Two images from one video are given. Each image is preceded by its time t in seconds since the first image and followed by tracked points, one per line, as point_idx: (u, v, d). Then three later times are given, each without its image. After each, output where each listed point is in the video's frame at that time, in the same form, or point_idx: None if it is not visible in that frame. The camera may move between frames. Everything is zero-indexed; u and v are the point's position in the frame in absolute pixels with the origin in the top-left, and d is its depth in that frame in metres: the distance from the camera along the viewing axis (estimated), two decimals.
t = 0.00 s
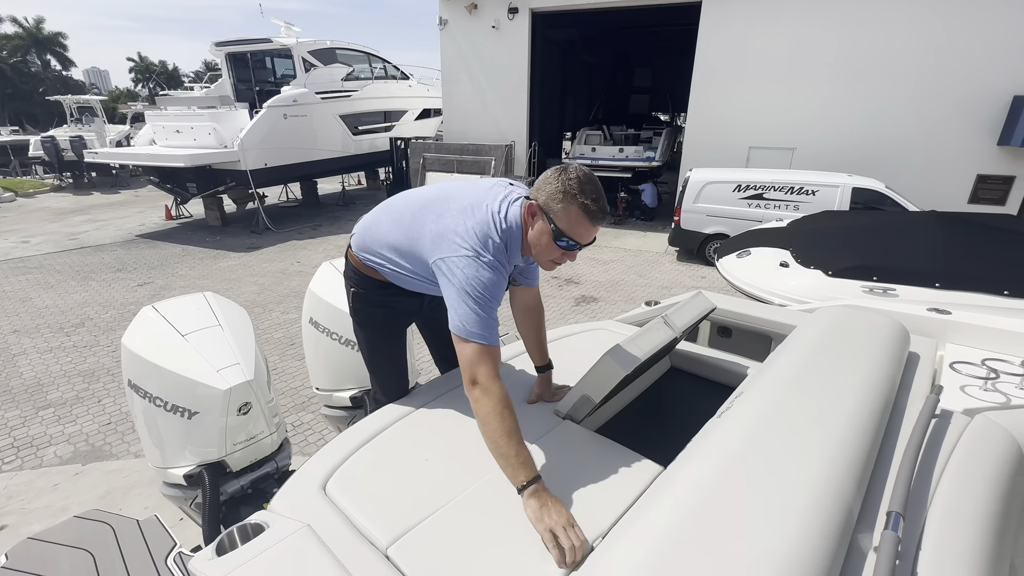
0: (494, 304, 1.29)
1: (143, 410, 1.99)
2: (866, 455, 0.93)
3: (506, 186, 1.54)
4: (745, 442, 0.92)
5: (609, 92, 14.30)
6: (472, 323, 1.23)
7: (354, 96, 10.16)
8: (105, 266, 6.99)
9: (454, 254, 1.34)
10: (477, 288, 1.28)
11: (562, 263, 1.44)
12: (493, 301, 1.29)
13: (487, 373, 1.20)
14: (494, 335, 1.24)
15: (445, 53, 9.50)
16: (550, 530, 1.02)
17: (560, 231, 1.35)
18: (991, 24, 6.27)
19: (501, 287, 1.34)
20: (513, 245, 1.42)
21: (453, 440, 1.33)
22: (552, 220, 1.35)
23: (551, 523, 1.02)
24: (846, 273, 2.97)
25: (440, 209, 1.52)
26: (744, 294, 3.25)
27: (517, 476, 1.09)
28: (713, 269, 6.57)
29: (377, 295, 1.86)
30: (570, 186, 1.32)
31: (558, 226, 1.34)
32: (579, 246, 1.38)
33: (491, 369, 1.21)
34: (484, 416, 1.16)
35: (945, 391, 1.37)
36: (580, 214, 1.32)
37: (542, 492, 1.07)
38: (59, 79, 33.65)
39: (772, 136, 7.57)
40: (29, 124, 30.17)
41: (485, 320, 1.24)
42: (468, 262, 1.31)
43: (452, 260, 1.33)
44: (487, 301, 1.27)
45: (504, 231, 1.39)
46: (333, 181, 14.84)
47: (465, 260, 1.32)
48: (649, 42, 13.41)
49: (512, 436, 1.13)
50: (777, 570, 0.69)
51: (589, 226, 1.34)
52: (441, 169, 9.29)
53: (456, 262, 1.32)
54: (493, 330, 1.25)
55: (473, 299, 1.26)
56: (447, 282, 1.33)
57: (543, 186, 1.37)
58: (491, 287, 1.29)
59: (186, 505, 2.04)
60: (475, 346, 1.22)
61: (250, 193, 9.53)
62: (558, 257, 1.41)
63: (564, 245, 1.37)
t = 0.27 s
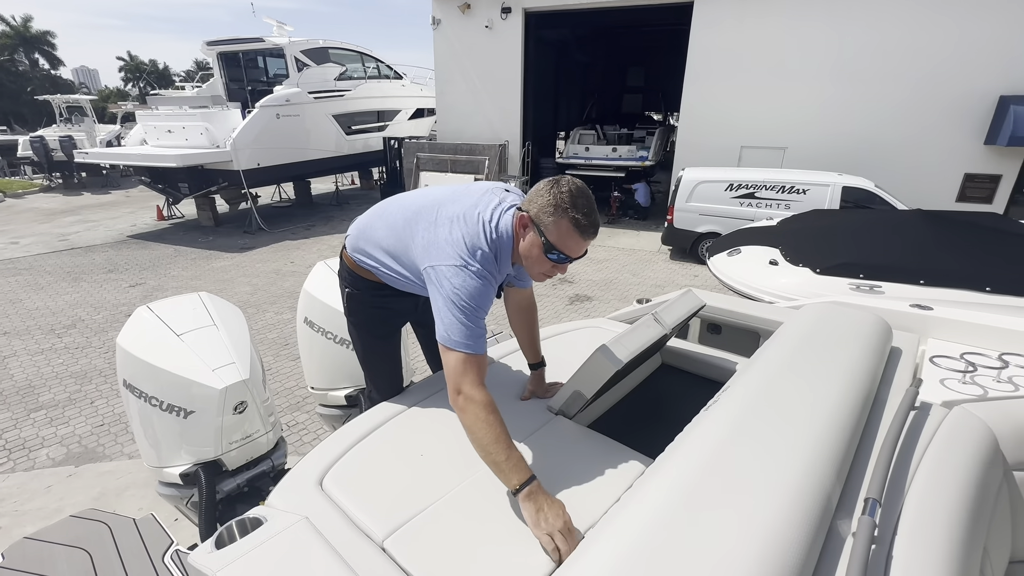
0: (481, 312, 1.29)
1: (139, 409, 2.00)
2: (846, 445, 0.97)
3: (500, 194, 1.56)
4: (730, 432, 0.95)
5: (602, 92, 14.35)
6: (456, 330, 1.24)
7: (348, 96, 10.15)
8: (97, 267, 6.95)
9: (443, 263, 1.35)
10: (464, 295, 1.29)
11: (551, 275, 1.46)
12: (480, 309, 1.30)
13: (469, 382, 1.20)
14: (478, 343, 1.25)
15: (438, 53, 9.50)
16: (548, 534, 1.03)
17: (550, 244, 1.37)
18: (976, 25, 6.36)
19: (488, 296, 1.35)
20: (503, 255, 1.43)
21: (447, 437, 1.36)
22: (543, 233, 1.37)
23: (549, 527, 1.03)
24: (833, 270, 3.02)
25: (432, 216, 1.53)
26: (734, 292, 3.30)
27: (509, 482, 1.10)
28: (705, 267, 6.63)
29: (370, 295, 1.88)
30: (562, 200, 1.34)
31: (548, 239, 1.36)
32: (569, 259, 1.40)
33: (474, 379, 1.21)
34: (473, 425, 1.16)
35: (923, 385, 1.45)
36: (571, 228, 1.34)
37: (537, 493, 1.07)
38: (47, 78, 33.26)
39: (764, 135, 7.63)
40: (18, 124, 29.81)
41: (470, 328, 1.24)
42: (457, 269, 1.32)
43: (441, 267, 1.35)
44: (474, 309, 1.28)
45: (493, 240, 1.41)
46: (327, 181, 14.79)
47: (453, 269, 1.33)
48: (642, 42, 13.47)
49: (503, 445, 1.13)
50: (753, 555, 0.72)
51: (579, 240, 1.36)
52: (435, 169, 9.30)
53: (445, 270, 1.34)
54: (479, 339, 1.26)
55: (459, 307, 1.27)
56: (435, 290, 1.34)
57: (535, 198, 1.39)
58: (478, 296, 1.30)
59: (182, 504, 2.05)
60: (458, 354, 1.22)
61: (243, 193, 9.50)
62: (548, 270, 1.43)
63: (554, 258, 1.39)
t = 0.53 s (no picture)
0: (462, 318, 1.30)
1: (130, 411, 1.99)
2: (828, 438, 0.99)
3: (478, 197, 1.56)
4: (715, 426, 0.97)
5: (595, 91, 14.39)
6: (437, 338, 1.25)
7: (340, 95, 10.11)
8: (86, 268, 6.90)
9: (424, 270, 1.36)
10: (444, 303, 1.29)
11: (530, 279, 1.47)
12: (461, 315, 1.31)
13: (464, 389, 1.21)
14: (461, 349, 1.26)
15: (430, 52, 9.49)
16: (534, 535, 1.03)
17: (529, 252, 1.37)
18: (963, 25, 6.44)
19: (469, 302, 1.36)
20: (483, 260, 1.43)
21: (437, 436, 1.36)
22: (521, 242, 1.37)
23: (533, 528, 1.03)
24: (822, 268, 3.05)
25: (415, 223, 1.53)
26: (724, 290, 3.33)
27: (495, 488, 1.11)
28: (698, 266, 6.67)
29: (360, 294, 1.88)
30: (538, 208, 1.34)
31: (526, 247, 1.36)
32: (547, 266, 1.41)
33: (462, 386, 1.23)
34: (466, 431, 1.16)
35: (906, 379, 1.49)
36: (548, 237, 1.34)
37: (521, 497, 1.08)
38: (35, 77, 32.86)
39: (755, 135, 7.68)
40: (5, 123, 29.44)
41: (454, 334, 1.26)
42: (437, 276, 1.33)
43: (422, 274, 1.36)
44: (456, 316, 1.29)
45: (473, 246, 1.41)
46: (320, 181, 14.74)
47: (434, 275, 1.33)
48: (634, 42, 13.52)
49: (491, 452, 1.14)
50: (735, 546, 0.73)
51: (557, 248, 1.36)
52: (429, 169, 9.29)
53: (425, 277, 1.34)
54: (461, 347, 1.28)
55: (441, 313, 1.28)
56: (417, 297, 1.35)
57: (512, 207, 1.39)
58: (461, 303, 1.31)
59: (174, 505, 2.05)
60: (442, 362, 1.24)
61: (235, 193, 9.44)
62: (529, 275, 1.44)
63: (532, 265, 1.40)
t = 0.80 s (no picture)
0: (451, 314, 1.33)
1: (122, 413, 1.98)
2: (817, 434, 1.00)
3: (454, 196, 1.59)
4: (705, 423, 0.98)
5: (589, 91, 14.41)
6: (429, 334, 1.28)
7: (333, 95, 10.08)
8: (77, 270, 6.83)
9: (410, 269, 1.38)
10: (433, 300, 1.32)
11: (516, 268, 1.51)
12: (451, 310, 1.33)
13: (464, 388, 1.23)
14: (456, 343, 1.29)
15: (424, 52, 9.48)
16: (526, 523, 1.04)
17: (513, 242, 1.40)
18: (951, 26, 6.50)
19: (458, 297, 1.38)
20: (468, 257, 1.46)
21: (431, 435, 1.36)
22: (504, 234, 1.39)
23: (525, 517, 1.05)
24: (813, 266, 3.07)
25: (397, 224, 1.56)
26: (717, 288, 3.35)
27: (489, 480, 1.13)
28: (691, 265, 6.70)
29: (352, 293, 1.88)
30: (515, 200, 1.36)
31: (510, 239, 1.39)
32: (532, 252, 1.44)
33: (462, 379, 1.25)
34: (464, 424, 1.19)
35: (895, 375, 1.51)
36: (530, 226, 1.37)
37: (514, 488, 1.10)
38: (24, 77, 32.51)
39: (748, 135, 7.72)
40: None
41: (443, 330, 1.29)
42: (423, 275, 1.35)
43: (408, 272, 1.38)
44: (446, 312, 1.32)
45: (457, 244, 1.43)
46: (313, 182, 14.68)
47: (420, 274, 1.36)
48: (627, 42, 13.56)
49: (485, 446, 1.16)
50: (724, 544, 0.74)
51: (539, 234, 1.39)
52: (423, 168, 9.27)
53: (412, 276, 1.36)
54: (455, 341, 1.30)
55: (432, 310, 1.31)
56: (405, 297, 1.37)
57: (487, 204, 1.41)
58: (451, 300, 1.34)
59: (167, 507, 2.04)
60: (441, 358, 1.27)
61: (227, 193, 9.38)
62: (515, 264, 1.47)
63: (518, 255, 1.43)
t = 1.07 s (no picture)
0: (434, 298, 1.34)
1: (114, 416, 1.97)
2: (810, 435, 1.01)
3: (450, 188, 1.62)
4: (700, 423, 0.99)
5: (582, 91, 14.44)
6: (407, 315, 1.30)
7: (327, 95, 10.04)
8: (68, 272, 6.77)
9: (401, 250, 1.39)
10: (419, 283, 1.33)
11: (515, 255, 1.55)
12: (433, 295, 1.35)
13: (413, 367, 1.29)
14: (430, 327, 1.32)
15: (418, 52, 9.47)
16: (498, 467, 1.14)
17: (513, 229, 1.45)
18: (941, 27, 6.56)
19: (444, 283, 1.40)
20: (461, 242, 1.48)
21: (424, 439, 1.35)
22: (503, 221, 1.44)
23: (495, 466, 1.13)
24: (805, 266, 3.09)
25: (392, 212, 1.58)
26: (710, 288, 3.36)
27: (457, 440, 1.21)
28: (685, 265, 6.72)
29: (346, 294, 1.87)
30: (513, 187, 1.41)
31: (510, 226, 1.44)
32: (530, 239, 1.48)
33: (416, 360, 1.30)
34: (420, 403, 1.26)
35: (886, 375, 1.52)
36: (529, 213, 1.42)
37: (482, 442, 1.19)
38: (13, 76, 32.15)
39: (741, 135, 7.75)
40: None
41: (421, 313, 1.31)
42: (415, 256, 1.37)
43: (399, 254, 1.40)
44: (429, 295, 1.34)
45: (450, 228, 1.46)
46: (307, 182, 14.62)
47: (411, 255, 1.37)
48: (622, 42, 13.58)
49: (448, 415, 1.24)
50: (722, 545, 0.75)
51: (538, 220, 1.44)
52: (417, 169, 9.25)
53: (403, 257, 1.38)
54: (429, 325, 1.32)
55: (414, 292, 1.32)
56: (393, 277, 1.38)
57: (485, 192, 1.45)
58: (435, 283, 1.35)
59: (161, 511, 2.02)
60: (406, 339, 1.30)
61: (220, 194, 9.33)
62: (514, 250, 1.51)
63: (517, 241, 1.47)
